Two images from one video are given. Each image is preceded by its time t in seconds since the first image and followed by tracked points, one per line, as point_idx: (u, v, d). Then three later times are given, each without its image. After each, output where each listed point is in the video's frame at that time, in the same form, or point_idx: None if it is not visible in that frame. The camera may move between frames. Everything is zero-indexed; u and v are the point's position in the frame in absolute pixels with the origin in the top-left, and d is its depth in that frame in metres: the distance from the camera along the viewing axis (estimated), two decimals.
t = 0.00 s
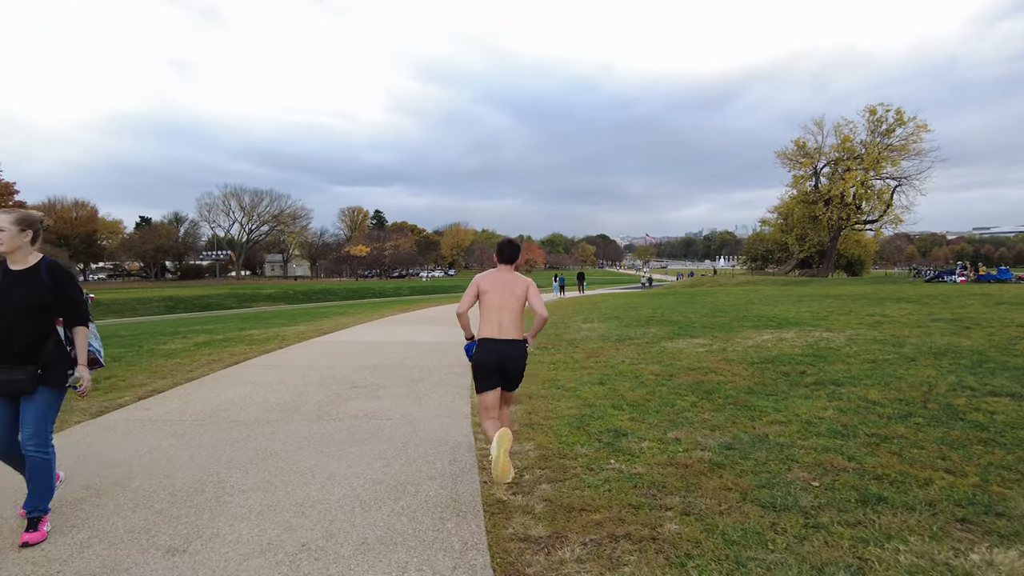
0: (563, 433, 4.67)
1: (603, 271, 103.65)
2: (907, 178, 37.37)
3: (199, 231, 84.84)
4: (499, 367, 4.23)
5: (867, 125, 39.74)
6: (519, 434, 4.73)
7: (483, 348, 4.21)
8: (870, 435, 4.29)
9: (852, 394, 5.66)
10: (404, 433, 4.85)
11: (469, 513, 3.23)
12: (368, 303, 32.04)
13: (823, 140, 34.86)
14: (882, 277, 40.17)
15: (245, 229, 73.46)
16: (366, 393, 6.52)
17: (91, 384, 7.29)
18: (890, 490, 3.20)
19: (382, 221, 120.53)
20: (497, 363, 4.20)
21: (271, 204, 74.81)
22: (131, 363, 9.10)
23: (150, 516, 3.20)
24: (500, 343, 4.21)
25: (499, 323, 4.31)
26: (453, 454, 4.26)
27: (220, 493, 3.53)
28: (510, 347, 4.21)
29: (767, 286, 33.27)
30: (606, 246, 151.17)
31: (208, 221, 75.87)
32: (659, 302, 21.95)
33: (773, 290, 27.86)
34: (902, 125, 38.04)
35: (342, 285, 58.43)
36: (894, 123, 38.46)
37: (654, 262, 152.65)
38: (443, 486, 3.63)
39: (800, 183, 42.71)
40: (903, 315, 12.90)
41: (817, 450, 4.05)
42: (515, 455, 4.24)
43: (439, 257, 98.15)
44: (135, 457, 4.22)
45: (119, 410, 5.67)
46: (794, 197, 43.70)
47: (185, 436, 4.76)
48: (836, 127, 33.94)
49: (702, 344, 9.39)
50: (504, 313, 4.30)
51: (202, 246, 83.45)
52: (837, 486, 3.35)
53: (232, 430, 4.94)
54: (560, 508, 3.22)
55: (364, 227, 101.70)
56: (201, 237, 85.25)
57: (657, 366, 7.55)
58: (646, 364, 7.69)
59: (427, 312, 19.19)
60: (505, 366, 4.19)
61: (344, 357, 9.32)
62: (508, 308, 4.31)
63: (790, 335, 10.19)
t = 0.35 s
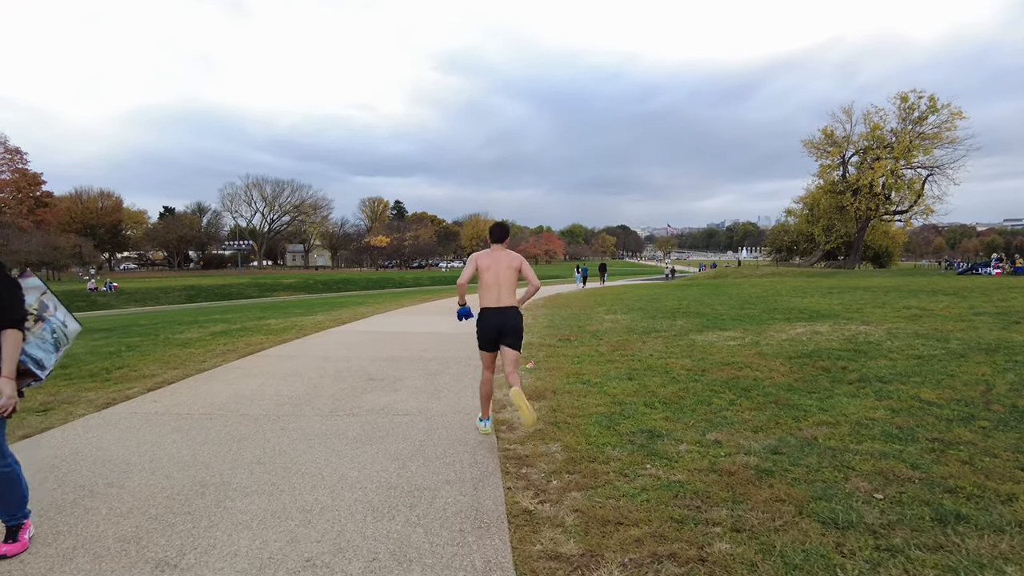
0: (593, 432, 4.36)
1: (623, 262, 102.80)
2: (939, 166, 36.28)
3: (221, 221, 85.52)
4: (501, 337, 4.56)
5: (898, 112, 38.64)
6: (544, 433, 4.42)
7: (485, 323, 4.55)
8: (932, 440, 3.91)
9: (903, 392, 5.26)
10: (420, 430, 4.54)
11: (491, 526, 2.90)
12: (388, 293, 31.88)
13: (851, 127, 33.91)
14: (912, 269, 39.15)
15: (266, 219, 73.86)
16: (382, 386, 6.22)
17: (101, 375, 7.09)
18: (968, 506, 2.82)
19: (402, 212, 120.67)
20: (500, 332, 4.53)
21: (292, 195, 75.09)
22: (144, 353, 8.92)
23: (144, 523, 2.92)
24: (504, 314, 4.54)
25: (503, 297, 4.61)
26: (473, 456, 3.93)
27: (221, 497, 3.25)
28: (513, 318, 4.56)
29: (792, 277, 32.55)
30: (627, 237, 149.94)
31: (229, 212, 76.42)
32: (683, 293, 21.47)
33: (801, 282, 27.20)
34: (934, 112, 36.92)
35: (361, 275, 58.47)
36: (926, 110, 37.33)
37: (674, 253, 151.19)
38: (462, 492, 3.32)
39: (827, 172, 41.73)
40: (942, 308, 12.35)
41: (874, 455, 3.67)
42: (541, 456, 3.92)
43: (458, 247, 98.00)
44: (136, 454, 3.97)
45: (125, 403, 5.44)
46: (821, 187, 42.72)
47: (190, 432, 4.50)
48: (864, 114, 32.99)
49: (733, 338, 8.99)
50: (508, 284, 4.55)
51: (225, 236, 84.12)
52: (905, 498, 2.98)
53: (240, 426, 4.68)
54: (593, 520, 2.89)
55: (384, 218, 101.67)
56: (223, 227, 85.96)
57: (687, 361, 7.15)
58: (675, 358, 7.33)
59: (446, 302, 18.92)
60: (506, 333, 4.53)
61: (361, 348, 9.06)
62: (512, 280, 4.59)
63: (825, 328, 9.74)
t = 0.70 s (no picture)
0: (619, 442, 4.00)
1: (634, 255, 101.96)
2: (961, 159, 35.43)
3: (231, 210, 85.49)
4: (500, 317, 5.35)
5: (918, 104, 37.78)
6: (564, 442, 4.06)
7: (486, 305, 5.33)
8: (1001, 457, 3.49)
9: (952, 399, 4.84)
10: (429, 437, 4.18)
11: (512, 557, 2.55)
12: (397, 284, 31.56)
13: (871, 119, 33.16)
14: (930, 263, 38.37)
15: (276, 209, 73.77)
16: (389, 385, 5.88)
17: (96, 368, 6.81)
18: None
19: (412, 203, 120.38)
20: (499, 310, 5.28)
21: (302, 184, 74.85)
22: (145, 345, 8.65)
23: (118, 549, 2.59)
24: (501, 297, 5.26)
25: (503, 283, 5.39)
26: (487, 468, 3.57)
27: (207, 515, 2.92)
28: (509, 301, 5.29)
29: (809, 272, 31.96)
30: (638, 230, 148.94)
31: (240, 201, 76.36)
32: (699, 287, 20.98)
33: (817, 276, 26.63)
34: (957, 103, 36.05)
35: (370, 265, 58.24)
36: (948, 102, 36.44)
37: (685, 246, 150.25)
38: (477, 512, 2.97)
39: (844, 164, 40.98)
40: (973, 305, 11.85)
41: (937, 472, 3.27)
42: (562, 469, 3.56)
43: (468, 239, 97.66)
44: (120, 461, 3.64)
45: (115, 401, 5.11)
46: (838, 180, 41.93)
47: (181, 436, 4.16)
48: (885, 105, 32.23)
49: (757, 336, 8.57)
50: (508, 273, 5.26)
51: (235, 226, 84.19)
52: (987, 530, 2.59)
53: (236, 428, 4.35)
54: (626, 553, 2.55)
55: (394, 208, 101.42)
56: (234, 216, 86.00)
57: (712, 361, 6.76)
58: (697, 358, 6.94)
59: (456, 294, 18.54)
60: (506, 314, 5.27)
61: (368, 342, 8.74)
62: (513, 267, 5.36)
63: (852, 326, 9.30)
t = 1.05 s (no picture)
0: (663, 446, 3.68)
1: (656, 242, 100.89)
2: (1000, 143, 34.27)
3: (254, 196, 85.98)
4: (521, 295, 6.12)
5: (955, 86, 36.60)
6: (603, 445, 3.75)
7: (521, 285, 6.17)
8: None
9: None
10: (455, 436, 3.88)
11: None
12: (418, 270, 31.39)
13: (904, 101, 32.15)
14: (965, 251, 37.29)
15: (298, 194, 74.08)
16: (411, 377, 5.59)
17: (112, 356, 6.64)
18: None
19: (432, 188, 120.25)
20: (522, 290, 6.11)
21: (324, 170, 75.03)
22: (163, 332, 8.49)
23: (116, 566, 2.32)
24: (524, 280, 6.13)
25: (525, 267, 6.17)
26: (520, 474, 3.26)
27: (216, 528, 2.64)
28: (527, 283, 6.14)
29: (839, 259, 31.20)
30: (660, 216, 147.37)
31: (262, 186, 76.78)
32: (727, 275, 20.47)
33: (849, 264, 25.91)
34: (995, 85, 34.85)
35: (391, 251, 58.19)
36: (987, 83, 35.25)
37: (708, 233, 148.44)
38: (512, 529, 2.66)
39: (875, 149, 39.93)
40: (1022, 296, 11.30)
41: None
42: (604, 477, 3.24)
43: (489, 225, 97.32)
44: (126, 461, 3.40)
45: (127, 393, 4.89)
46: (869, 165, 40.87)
47: (193, 433, 3.91)
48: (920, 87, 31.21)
49: (796, 328, 8.16)
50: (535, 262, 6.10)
51: (257, 211, 84.75)
52: None
53: (251, 426, 4.09)
54: None
55: (415, 194, 101.33)
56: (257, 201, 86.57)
57: (752, 355, 6.38)
58: (736, 352, 6.57)
59: (477, 280, 18.27)
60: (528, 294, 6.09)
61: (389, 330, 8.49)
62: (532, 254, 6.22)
63: (897, 317, 8.84)
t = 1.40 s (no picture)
0: (701, 467, 3.36)
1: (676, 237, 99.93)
2: None
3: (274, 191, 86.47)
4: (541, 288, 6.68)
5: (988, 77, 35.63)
6: (634, 464, 3.44)
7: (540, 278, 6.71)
8: None
9: None
10: (472, 449, 3.59)
11: None
12: (435, 265, 31.15)
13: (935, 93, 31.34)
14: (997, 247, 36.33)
15: (318, 189, 74.41)
16: (427, 380, 5.32)
17: (118, 356, 6.43)
18: None
19: (451, 183, 120.20)
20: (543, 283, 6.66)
21: (343, 165, 75.25)
22: (175, 330, 8.31)
23: None
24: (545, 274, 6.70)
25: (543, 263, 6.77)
26: (544, 497, 2.96)
27: (207, 560, 2.36)
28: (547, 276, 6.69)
29: (866, 255, 30.51)
30: (680, 211, 146.05)
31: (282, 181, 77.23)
32: (751, 271, 20.01)
33: (877, 261, 25.26)
34: None
35: (410, 246, 58.19)
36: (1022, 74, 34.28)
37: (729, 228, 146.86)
38: (537, 565, 2.35)
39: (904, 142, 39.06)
40: None
41: None
42: (637, 503, 2.92)
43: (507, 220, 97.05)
44: (118, 476, 3.15)
45: (127, 397, 4.65)
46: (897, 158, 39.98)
47: (192, 445, 3.66)
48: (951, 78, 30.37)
49: (831, 329, 7.78)
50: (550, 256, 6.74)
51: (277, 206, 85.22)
52: None
53: (255, 436, 3.82)
54: None
55: (433, 189, 101.31)
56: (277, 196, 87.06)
57: (788, 359, 6.03)
58: (771, 356, 6.20)
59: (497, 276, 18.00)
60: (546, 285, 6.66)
61: (405, 328, 8.23)
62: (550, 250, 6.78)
63: (937, 317, 8.42)
